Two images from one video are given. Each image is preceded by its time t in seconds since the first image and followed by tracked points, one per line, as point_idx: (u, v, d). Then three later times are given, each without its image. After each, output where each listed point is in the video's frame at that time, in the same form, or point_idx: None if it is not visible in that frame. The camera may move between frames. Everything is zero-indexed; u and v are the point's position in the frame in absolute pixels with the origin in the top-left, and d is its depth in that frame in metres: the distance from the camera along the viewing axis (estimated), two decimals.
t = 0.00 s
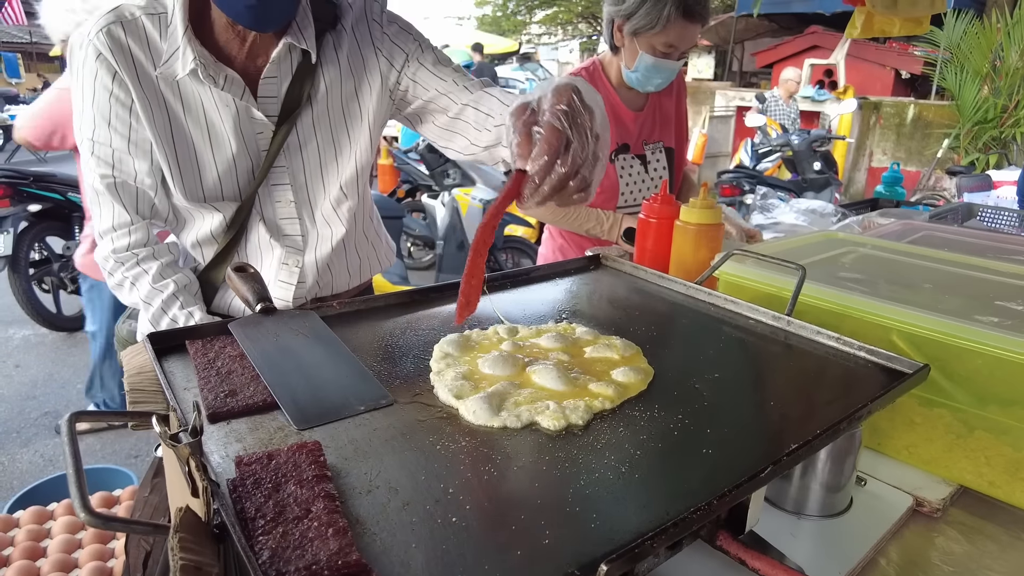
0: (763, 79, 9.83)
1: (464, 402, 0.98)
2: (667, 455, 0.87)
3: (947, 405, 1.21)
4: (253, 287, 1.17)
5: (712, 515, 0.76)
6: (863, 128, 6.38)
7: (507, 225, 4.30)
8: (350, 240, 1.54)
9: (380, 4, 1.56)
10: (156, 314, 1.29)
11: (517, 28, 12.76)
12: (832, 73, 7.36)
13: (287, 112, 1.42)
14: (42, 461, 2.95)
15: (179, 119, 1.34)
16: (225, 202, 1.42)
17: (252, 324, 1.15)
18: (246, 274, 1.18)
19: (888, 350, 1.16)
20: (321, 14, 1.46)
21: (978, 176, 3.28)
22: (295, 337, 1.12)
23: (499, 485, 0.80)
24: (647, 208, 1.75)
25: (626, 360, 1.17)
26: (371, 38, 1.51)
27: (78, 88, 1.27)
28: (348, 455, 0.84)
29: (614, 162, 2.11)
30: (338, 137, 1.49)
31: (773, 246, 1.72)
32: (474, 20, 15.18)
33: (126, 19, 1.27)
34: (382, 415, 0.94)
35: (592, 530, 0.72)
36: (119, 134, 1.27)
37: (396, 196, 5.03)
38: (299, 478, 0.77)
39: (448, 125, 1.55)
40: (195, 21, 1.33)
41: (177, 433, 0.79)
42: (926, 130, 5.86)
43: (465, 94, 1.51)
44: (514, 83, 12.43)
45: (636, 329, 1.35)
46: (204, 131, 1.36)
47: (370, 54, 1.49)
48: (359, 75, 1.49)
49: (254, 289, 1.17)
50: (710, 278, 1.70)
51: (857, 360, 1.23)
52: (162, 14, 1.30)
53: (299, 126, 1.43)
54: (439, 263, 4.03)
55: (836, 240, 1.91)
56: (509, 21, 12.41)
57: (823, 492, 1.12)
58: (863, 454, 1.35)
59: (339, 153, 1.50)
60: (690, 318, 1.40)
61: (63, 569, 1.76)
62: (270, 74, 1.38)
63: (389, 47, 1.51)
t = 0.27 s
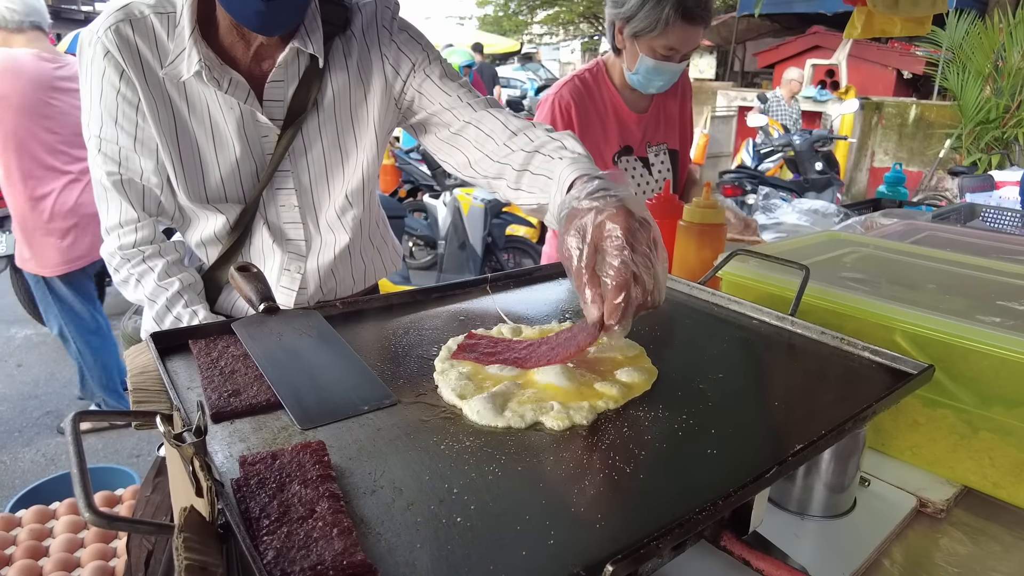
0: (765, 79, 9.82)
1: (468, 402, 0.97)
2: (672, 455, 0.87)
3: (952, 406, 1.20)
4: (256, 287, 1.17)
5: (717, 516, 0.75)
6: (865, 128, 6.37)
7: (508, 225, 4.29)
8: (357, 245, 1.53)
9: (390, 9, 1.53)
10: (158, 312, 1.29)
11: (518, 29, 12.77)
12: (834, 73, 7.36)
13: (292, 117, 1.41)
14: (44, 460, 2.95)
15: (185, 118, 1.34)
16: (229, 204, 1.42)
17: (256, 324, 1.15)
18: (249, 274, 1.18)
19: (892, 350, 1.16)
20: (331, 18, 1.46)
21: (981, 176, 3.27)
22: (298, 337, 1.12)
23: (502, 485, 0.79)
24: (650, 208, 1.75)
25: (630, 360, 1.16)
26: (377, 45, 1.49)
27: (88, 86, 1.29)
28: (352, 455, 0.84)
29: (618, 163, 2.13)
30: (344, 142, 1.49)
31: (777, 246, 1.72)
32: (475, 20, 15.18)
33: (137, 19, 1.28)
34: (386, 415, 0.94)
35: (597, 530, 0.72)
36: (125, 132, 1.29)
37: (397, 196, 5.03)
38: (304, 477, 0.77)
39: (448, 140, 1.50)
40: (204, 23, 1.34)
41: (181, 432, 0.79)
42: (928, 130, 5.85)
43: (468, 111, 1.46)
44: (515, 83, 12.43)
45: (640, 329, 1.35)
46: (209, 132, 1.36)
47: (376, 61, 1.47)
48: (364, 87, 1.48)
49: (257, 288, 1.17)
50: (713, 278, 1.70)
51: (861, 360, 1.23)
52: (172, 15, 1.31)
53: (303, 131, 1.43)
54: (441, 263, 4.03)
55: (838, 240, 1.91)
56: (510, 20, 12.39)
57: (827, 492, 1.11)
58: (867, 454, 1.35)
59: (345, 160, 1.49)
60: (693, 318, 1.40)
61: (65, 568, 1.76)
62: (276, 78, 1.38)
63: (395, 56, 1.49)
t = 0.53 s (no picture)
0: (766, 80, 9.83)
1: (473, 403, 0.98)
2: (677, 457, 0.88)
3: (955, 408, 1.21)
4: (263, 288, 1.18)
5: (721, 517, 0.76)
6: (867, 129, 6.37)
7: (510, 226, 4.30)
8: (360, 246, 1.53)
9: (393, 11, 1.54)
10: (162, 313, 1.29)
11: (520, 29, 12.78)
12: (835, 74, 7.37)
13: (295, 118, 1.42)
14: (47, 460, 2.96)
15: (189, 119, 1.35)
16: (232, 205, 1.43)
17: (262, 325, 1.15)
18: (255, 275, 1.18)
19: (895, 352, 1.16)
20: (334, 18, 1.44)
21: (983, 177, 3.27)
22: (305, 338, 1.13)
23: (508, 486, 0.80)
24: (653, 209, 1.75)
25: (635, 361, 1.17)
26: (380, 46, 1.50)
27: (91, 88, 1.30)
28: (359, 456, 0.85)
29: (621, 166, 2.14)
30: (347, 143, 1.49)
31: (780, 248, 1.72)
32: (477, 21, 15.20)
33: (141, 20, 1.29)
34: (393, 416, 0.95)
35: (603, 531, 0.73)
36: (130, 134, 1.30)
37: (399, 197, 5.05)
38: (312, 478, 0.77)
39: (449, 144, 1.50)
40: (207, 25, 1.35)
41: (191, 433, 0.79)
42: (930, 130, 5.86)
43: (469, 115, 1.46)
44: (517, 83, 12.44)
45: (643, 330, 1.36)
46: (213, 133, 1.37)
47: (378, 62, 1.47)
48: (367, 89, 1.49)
49: (264, 290, 1.17)
50: (717, 280, 1.70)
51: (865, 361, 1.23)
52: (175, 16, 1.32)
53: (306, 132, 1.44)
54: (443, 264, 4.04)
55: (841, 241, 1.91)
56: (511, 21, 12.40)
57: (831, 493, 1.12)
58: (870, 455, 1.35)
59: (348, 162, 1.50)
60: (697, 320, 1.40)
61: (71, 567, 1.77)
62: (279, 78, 1.39)
63: (396, 58, 1.50)
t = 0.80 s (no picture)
0: (768, 82, 9.85)
1: (480, 407, 1.00)
2: (679, 461, 0.90)
3: (954, 411, 1.23)
4: (272, 293, 1.19)
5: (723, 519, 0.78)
6: (869, 131, 6.39)
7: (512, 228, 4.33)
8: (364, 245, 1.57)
9: (386, 16, 1.61)
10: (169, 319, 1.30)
11: (522, 31, 12.81)
12: (837, 76, 7.39)
13: (300, 120, 1.45)
14: (52, 461, 2.98)
15: (196, 125, 1.37)
16: (241, 207, 1.46)
17: (272, 329, 1.18)
18: (265, 280, 1.20)
19: (895, 357, 1.18)
20: (334, 23, 1.49)
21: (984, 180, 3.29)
22: (314, 342, 1.15)
23: (516, 489, 0.82)
24: (655, 214, 1.77)
25: (639, 366, 1.19)
26: (375, 48, 1.54)
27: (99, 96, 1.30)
28: (369, 459, 0.87)
29: (626, 169, 2.16)
30: (350, 144, 1.53)
31: (781, 253, 1.74)
32: (479, 22, 15.26)
33: (148, 29, 1.31)
34: (402, 420, 0.97)
35: (608, 533, 0.75)
36: (137, 141, 1.30)
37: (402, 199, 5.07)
38: (325, 481, 0.79)
39: (438, 146, 1.57)
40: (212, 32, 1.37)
41: (206, 437, 0.81)
42: (932, 133, 5.87)
43: (457, 117, 1.52)
44: (519, 85, 12.47)
45: (646, 335, 1.38)
46: (220, 137, 1.39)
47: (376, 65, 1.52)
48: (365, 89, 1.53)
49: (274, 295, 1.19)
50: (719, 285, 1.72)
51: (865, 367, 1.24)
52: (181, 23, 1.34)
53: (310, 130, 1.47)
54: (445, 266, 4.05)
55: (841, 246, 1.93)
56: (514, 23, 12.44)
57: (832, 496, 1.14)
58: (870, 458, 1.37)
59: (350, 162, 1.54)
60: (699, 325, 1.42)
61: (78, 568, 1.79)
62: (285, 80, 1.42)
63: (390, 59, 1.54)
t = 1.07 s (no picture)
0: (771, 89, 9.88)
1: (484, 423, 1.02)
2: (678, 478, 0.91)
3: (951, 426, 1.24)
4: (280, 308, 1.22)
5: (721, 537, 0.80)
6: (871, 139, 6.41)
7: (515, 235, 4.36)
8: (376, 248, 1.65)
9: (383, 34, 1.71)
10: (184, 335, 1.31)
11: (525, 37, 12.87)
12: (839, 84, 7.42)
13: (316, 130, 1.51)
14: (56, 467, 3.00)
15: (215, 142, 1.38)
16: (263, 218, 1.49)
17: (279, 344, 1.20)
18: (272, 295, 1.22)
19: (892, 374, 1.19)
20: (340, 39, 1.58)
21: (986, 189, 3.30)
22: (319, 357, 1.17)
23: (519, 505, 0.84)
24: (657, 227, 1.80)
25: (639, 381, 1.20)
26: (382, 70, 1.65)
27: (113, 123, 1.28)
28: (375, 475, 0.89)
29: (638, 175, 2.20)
30: (363, 153, 1.61)
31: (781, 268, 1.77)
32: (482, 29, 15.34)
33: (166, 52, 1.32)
34: (407, 436, 0.99)
35: (609, 550, 0.77)
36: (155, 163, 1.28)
37: (406, 206, 5.10)
38: (332, 498, 0.81)
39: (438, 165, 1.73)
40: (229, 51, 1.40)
41: (217, 454, 0.83)
42: (934, 141, 5.89)
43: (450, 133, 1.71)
44: (522, 91, 12.49)
45: (647, 350, 1.39)
46: (240, 152, 1.41)
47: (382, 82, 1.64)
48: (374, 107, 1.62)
49: (281, 310, 1.22)
50: (720, 299, 1.74)
51: (862, 382, 1.25)
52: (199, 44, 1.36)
53: (326, 139, 1.52)
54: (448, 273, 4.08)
55: (840, 259, 1.95)
56: (517, 29, 12.51)
57: (829, 510, 1.15)
58: (868, 472, 1.39)
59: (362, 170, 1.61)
60: (699, 339, 1.44)
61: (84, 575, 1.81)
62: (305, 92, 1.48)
63: (397, 83, 1.67)
